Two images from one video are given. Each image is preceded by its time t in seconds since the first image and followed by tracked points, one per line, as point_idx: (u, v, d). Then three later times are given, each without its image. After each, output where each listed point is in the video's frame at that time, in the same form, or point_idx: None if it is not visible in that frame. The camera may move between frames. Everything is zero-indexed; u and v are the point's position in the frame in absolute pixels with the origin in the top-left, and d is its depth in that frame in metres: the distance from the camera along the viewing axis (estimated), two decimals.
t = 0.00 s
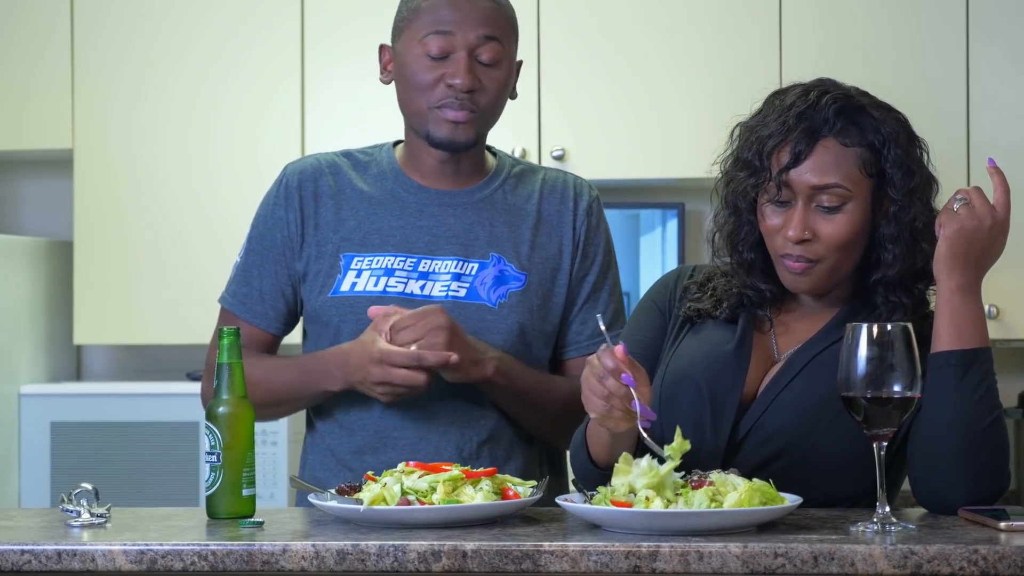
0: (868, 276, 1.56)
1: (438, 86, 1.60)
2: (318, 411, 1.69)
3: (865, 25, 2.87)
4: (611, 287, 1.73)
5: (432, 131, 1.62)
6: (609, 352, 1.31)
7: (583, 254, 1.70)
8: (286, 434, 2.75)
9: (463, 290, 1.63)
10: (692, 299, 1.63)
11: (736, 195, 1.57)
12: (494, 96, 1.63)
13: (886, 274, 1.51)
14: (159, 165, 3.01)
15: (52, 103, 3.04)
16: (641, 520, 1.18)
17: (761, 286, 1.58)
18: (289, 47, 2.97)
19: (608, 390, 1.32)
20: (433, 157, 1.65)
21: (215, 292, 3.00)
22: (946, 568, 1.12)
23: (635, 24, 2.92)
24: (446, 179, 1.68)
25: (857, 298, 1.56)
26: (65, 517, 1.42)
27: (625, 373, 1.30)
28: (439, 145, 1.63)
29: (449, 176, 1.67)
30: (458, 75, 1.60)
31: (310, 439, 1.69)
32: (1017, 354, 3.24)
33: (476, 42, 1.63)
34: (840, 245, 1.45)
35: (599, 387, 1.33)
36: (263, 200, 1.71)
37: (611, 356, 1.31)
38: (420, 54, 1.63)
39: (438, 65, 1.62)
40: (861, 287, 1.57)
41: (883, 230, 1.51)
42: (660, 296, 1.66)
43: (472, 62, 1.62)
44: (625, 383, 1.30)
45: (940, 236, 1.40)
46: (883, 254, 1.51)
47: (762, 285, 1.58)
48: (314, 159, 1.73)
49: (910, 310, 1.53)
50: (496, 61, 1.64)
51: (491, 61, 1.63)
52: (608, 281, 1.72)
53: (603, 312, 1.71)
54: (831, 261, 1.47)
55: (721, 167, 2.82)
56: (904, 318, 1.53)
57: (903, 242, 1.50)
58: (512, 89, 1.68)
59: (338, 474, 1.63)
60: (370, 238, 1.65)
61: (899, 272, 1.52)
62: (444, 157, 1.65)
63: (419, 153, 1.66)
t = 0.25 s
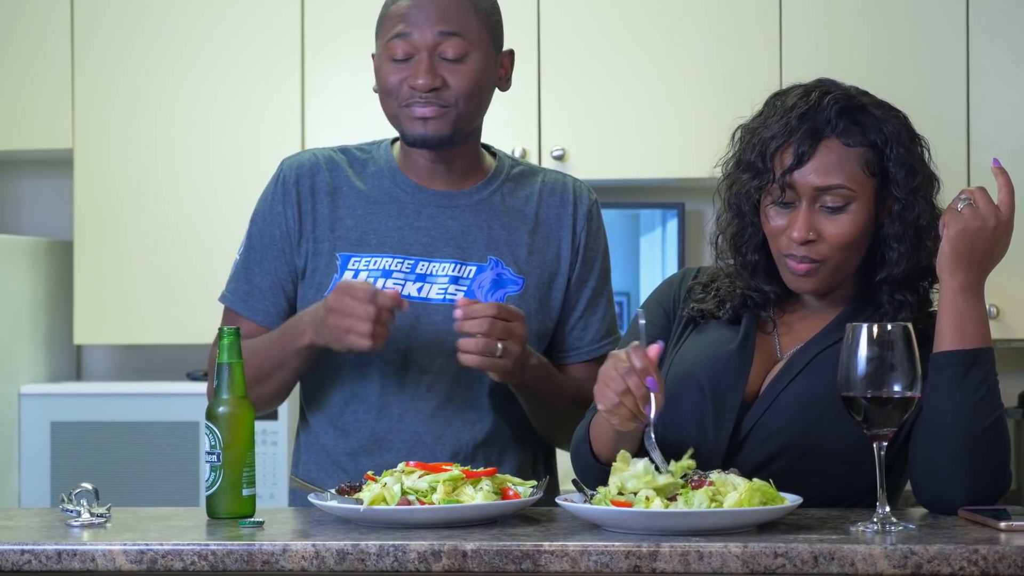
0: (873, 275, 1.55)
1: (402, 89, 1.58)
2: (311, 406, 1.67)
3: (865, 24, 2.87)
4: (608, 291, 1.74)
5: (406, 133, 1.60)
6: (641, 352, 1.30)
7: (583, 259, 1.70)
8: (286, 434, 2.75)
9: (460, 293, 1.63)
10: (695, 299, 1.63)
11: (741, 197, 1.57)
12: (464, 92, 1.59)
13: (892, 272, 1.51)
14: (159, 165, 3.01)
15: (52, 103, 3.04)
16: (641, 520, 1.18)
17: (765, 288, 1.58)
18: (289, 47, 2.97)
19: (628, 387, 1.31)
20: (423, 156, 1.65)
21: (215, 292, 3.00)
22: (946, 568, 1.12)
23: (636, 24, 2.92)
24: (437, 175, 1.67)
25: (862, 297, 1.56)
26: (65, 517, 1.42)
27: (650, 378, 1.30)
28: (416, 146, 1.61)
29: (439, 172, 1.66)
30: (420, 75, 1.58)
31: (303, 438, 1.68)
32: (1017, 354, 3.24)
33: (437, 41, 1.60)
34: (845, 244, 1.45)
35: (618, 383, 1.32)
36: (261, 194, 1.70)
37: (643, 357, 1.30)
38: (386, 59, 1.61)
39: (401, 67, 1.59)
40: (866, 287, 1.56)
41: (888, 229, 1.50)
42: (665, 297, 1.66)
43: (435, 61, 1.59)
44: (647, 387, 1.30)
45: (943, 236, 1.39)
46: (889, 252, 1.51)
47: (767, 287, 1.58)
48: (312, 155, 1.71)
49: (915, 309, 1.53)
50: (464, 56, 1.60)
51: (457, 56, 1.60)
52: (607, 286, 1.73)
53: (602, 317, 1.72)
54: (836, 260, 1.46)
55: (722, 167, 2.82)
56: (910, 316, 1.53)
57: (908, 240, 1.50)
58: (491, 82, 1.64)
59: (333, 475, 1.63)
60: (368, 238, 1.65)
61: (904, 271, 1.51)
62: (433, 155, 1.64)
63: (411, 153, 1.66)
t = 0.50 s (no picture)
0: (878, 276, 1.56)
1: (399, 89, 1.58)
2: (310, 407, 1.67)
3: (865, 24, 2.87)
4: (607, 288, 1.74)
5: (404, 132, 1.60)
6: (659, 368, 1.31)
7: (582, 257, 1.70)
8: (286, 434, 2.75)
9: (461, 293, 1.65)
10: (700, 299, 1.63)
11: (745, 198, 1.56)
12: (463, 92, 1.59)
13: (896, 273, 1.51)
14: (159, 166, 3.01)
15: (51, 103, 3.04)
16: (641, 520, 1.18)
17: (770, 289, 1.58)
18: (289, 47, 2.97)
19: (641, 400, 1.32)
20: (421, 155, 1.65)
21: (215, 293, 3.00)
22: (947, 568, 1.11)
23: (635, 24, 2.92)
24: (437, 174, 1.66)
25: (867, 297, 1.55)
26: (65, 518, 1.42)
27: (665, 395, 1.31)
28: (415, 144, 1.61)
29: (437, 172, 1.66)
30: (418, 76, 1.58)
31: (304, 439, 1.68)
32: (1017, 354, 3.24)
33: (435, 42, 1.60)
34: (850, 245, 1.45)
35: (631, 396, 1.33)
36: (258, 195, 1.69)
37: (660, 372, 1.31)
38: (386, 58, 1.61)
39: (400, 67, 1.60)
40: (871, 287, 1.57)
41: (893, 230, 1.50)
42: (671, 296, 1.66)
43: (434, 62, 1.59)
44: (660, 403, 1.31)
45: (950, 236, 1.39)
46: (893, 253, 1.51)
47: (771, 288, 1.58)
48: (309, 156, 1.71)
49: (920, 310, 1.53)
50: (463, 57, 1.60)
51: (456, 57, 1.60)
52: (607, 283, 1.73)
53: (602, 314, 1.72)
54: (841, 261, 1.46)
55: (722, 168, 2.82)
56: (915, 318, 1.53)
57: (913, 242, 1.50)
58: (491, 83, 1.64)
59: (335, 476, 1.63)
60: (367, 238, 1.65)
61: (909, 271, 1.51)
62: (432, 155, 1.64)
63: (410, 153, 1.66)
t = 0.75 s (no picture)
0: (880, 278, 1.56)
1: (455, 81, 1.58)
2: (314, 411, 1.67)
3: (865, 24, 2.87)
4: (603, 280, 1.73)
5: (440, 122, 1.60)
6: (652, 360, 1.31)
7: (575, 247, 1.70)
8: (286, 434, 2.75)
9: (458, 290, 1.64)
10: (702, 300, 1.63)
11: (746, 199, 1.56)
12: (507, 102, 1.62)
13: (899, 275, 1.51)
14: (159, 166, 3.01)
15: (51, 103, 3.04)
16: (641, 520, 1.18)
17: (771, 290, 1.58)
18: (289, 48, 2.97)
19: (635, 393, 1.32)
20: (428, 153, 1.65)
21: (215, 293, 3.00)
22: (947, 568, 1.11)
23: (635, 24, 2.92)
24: (440, 172, 1.66)
25: (869, 298, 1.56)
26: (65, 517, 1.42)
27: (659, 386, 1.31)
28: (447, 134, 1.60)
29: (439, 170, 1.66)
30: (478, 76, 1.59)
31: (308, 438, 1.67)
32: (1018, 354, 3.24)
33: (498, 48, 1.61)
34: (852, 247, 1.45)
35: (625, 389, 1.33)
36: (253, 202, 1.68)
37: (653, 364, 1.31)
38: (439, 45, 1.60)
39: (457, 59, 1.59)
40: (873, 288, 1.57)
41: (895, 233, 1.50)
42: (672, 296, 1.66)
43: (492, 65, 1.60)
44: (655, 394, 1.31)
45: (951, 236, 1.39)
46: (896, 256, 1.51)
47: (773, 289, 1.58)
48: (300, 160, 1.70)
49: (923, 312, 1.53)
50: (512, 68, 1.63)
51: (510, 67, 1.62)
52: (601, 270, 1.73)
53: (597, 303, 1.71)
54: (842, 263, 1.46)
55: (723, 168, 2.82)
56: (918, 321, 1.52)
57: (916, 243, 1.50)
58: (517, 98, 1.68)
59: (337, 475, 1.62)
60: (363, 238, 1.64)
61: (912, 273, 1.51)
62: (442, 150, 1.64)
63: (417, 145, 1.65)
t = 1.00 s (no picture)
0: (878, 277, 1.56)
1: (498, 93, 1.57)
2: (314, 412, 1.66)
3: (865, 24, 2.87)
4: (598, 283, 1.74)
5: (480, 133, 1.58)
6: (653, 371, 1.31)
7: (573, 250, 1.70)
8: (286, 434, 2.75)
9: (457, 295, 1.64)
10: (701, 299, 1.63)
11: (743, 200, 1.56)
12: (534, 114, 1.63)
13: (896, 275, 1.51)
14: (160, 166, 3.01)
15: (51, 102, 3.04)
16: (641, 521, 1.18)
17: (769, 290, 1.58)
18: (289, 48, 2.97)
19: (637, 404, 1.32)
20: (440, 159, 1.63)
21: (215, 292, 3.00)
22: (947, 568, 1.11)
23: (636, 24, 2.92)
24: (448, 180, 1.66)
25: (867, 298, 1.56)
26: (65, 517, 1.42)
27: (660, 398, 1.31)
28: (484, 146, 1.59)
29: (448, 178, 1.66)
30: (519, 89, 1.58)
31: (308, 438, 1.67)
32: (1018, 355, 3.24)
33: (532, 60, 1.61)
34: (849, 247, 1.45)
35: (627, 401, 1.33)
36: (252, 207, 1.69)
37: (654, 375, 1.31)
38: (480, 55, 1.58)
39: (499, 71, 1.58)
40: (871, 288, 1.57)
41: (892, 232, 1.50)
42: (670, 296, 1.66)
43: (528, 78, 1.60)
44: (656, 406, 1.31)
45: (951, 236, 1.39)
46: (893, 256, 1.51)
47: (771, 289, 1.58)
48: (300, 165, 1.70)
49: (921, 312, 1.53)
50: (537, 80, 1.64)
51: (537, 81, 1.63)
52: (597, 275, 1.73)
53: (591, 305, 1.72)
54: (839, 262, 1.46)
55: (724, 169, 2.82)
56: (916, 320, 1.52)
57: (913, 243, 1.50)
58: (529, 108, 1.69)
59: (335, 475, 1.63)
60: (364, 244, 1.64)
61: (909, 273, 1.51)
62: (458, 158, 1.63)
63: (429, 152, 1.63)
